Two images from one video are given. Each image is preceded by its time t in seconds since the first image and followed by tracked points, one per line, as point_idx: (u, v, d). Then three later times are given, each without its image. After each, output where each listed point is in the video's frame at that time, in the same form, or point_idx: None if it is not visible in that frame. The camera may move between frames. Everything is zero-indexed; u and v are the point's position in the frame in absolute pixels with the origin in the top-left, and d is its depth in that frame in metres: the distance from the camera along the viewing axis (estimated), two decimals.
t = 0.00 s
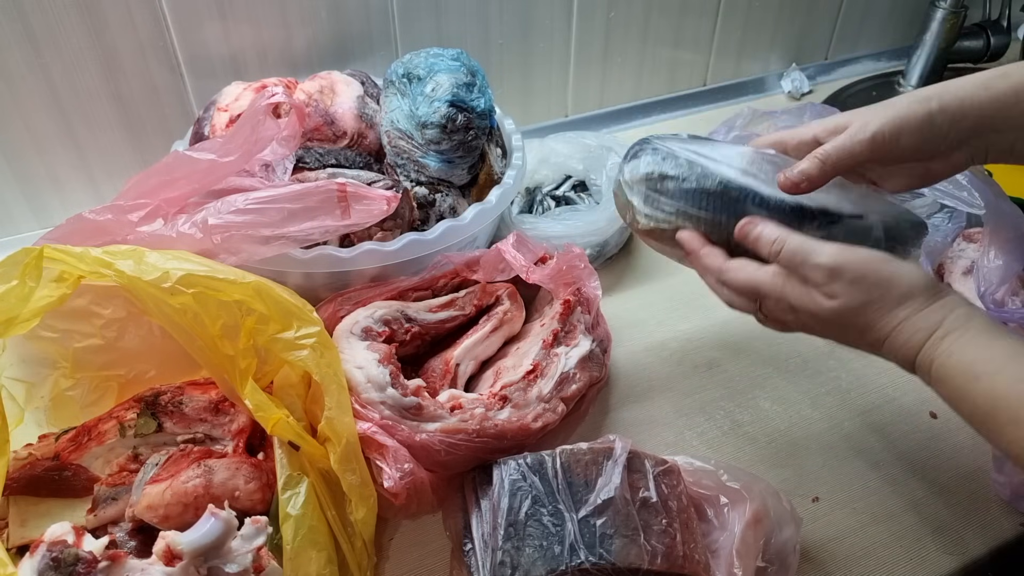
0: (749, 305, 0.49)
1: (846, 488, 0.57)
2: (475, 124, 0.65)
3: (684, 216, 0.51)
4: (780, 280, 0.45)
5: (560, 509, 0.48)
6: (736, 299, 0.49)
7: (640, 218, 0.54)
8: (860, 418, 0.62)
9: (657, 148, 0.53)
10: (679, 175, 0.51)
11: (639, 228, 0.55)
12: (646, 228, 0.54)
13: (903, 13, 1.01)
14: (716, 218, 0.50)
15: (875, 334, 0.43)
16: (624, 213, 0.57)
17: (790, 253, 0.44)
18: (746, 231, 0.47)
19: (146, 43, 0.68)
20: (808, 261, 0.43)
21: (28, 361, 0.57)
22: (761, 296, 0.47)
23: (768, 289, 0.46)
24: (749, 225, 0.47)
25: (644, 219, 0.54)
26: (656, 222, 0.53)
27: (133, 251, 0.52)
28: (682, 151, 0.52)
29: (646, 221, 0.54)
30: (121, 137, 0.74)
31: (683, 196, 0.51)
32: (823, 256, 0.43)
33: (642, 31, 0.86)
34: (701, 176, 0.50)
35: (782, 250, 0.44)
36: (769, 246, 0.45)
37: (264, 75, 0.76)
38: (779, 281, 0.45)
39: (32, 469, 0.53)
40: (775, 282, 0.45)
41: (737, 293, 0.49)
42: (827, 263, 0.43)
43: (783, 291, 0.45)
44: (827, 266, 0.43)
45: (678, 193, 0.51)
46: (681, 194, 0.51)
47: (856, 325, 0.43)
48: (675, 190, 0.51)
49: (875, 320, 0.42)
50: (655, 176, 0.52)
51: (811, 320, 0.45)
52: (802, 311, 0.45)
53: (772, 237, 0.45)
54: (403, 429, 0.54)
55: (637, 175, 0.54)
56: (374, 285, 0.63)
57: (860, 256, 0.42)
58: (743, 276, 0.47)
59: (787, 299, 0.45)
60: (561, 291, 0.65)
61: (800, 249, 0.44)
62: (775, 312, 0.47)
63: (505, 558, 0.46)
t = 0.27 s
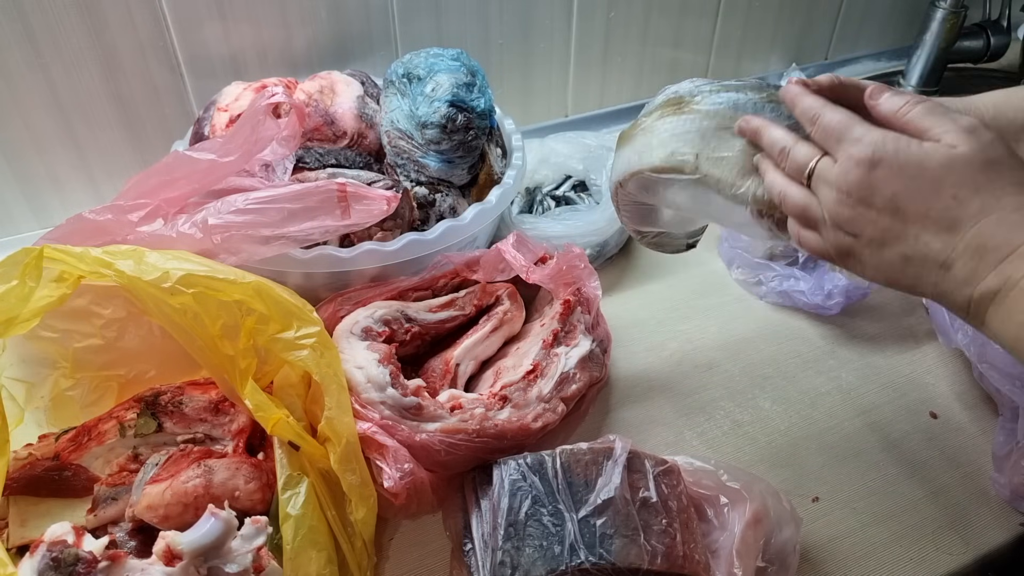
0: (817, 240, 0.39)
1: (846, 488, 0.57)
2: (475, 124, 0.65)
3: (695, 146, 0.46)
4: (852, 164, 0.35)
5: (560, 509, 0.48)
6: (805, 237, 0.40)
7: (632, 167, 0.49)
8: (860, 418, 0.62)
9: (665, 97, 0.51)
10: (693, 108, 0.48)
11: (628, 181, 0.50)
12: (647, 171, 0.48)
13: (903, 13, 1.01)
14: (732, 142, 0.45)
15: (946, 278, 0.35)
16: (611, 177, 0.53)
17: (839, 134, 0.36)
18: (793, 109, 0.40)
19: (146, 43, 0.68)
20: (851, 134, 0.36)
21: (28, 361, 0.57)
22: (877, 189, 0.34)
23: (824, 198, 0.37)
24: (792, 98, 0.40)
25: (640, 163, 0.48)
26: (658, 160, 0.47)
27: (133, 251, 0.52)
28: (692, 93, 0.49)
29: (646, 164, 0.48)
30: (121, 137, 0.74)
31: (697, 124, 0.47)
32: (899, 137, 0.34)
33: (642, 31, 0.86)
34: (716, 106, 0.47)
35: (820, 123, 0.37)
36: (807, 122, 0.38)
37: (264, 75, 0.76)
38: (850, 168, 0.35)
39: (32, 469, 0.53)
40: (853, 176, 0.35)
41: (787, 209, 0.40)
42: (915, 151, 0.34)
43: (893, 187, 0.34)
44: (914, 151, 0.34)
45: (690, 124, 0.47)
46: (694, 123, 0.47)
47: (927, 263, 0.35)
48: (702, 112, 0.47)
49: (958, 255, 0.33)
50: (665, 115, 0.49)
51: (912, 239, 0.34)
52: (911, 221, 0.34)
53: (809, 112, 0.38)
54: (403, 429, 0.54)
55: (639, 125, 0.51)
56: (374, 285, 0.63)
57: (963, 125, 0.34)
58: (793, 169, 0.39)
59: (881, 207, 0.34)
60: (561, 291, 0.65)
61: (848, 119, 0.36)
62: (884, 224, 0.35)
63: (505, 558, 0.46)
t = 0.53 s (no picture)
0: (839, 274, 0.43)
1: (846, 489, 0.57)
2: (476, 124, 0.65)
3: (700, 127, 0.49)
4: (901, 179, 0.39)
5: (560, 509, 0.48)
6: (821, 272, 0.43)
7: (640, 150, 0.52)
8: (860, 418, 0.62)
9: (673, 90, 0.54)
10: (699, 95, 0.51)
11: (636, 165, 0.53)
12: (655, 154, 0.51)
13: (903, 13, 1.01)
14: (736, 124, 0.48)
15: (1002, 300, 0.40)
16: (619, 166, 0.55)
17: (877, 158, 0.40)
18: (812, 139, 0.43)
19: (146, 42, 0.68)
20: (893, 153, 0.39)
21: (28, 361, 0.57)
22: (933, 212, 0.39)
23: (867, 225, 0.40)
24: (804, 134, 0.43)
25: (648, 145, 0.51)
26: (665, 142, 0.50)
27: (133, 251, 0.52)
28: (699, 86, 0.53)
29: (654, 147, 0.51)
30: (122, 137, 0.74)
31: (704, 109, 0.50)
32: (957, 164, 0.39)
33: (642, 32, 0.86)
34: (721, 92, 0.50)
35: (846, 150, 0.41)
36: (833, 148, 0.41)
37: (264, 75, 0.76)
38: (901, 183, 0.39)
39: (32, 469, 0.53)
40: (907, 194, 0.38)
41: (807, 238, 0.42)
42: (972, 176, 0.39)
43: (957, 208, 0.39)
44: (974, 174, 0.39)
45: (697, 108, 0.50)
46: (700, 108, 0.50)
47: (982, 287, 0.40)
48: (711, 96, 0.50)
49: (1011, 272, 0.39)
50: (674, 102, 0.52)
51: (969, 263, 0.40)
52: (971, 245, 0.39)
53: (835, 139, 0.41)
54: (403, 429, 0.54)
55: (648, 115, 0.54)
56: (374, 285, 0.63)
57: (992, 158, 0.41)
58: (815, 196, 0.41)
59: (940, 227, 0.39)
60: (561, 291, 0.65)
61: (881, 142, 0.40)
62: (939, 247, 0.39)
63: (505, 558, 0.46)
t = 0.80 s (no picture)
0: (833, 265, 0.42)
1: (846, 488, 0.57)
2: (476, 124, 0.65)
3: (703, 129, 0.49)
4: (901, 184, 0.39)
5: (560, 509, 0.48)
6: (815, 264, 0.42)
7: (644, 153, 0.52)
8: (860, 418, 0.62)
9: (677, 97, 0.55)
10: (702, 99, 0.51)
11: (640, 171, 0.53)
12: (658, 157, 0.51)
13: (903, 13, 1.01)
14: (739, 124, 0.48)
15: (982, 296, 0.40)
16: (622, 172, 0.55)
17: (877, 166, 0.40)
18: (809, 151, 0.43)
19: (146, 42, 0.68)
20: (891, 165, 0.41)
21: (28, 361, 0.57)
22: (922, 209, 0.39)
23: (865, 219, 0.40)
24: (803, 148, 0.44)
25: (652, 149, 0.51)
26: (669, 145, 0.50)
27: (133, 251, 0.52)
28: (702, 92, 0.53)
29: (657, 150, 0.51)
30: (122, 137, 0.74)
31: (707, 111, 0.50)
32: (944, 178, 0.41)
33: (642, 32, 0.86)
34: (724, 95, 0.50)
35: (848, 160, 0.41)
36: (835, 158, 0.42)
37: (264, 75, 0.76)
38: (897, 184, 0.39)
39: (32, 470, 0.53)
40: (903, 194, 0.39)
41: (807, 228, 0.41)
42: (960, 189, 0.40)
43: (944, 210, 0.39)
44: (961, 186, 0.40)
45: (699, 110, 0.50)
46: (703, 110, 0.50)
47: (964, 283, 0.40)
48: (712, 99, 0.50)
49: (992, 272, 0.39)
50: (677, 108, 0.52)
51: (953, 260, 0.40)
52: (954, 244, 0.40)
53: (837, 150, 0.42)
54: (403, 429, 0.54)
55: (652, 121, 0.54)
56: (374, 285, 0.63)
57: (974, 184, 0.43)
58: (815, 192, 0.41)
59: (929, 223, 0.39)
60: (561, 291, 0.65)
61: (879, 159, 0.41)
62: (927, 244, 0.39)
63: (505, 558, 0.46)
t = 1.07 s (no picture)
0: (826, 305, 0.43)
1: (846, 488, 0.57)
2: (476, 124, 0.65)
3: (698, 155, 0.49)
4: (893, 223, 0.41)
5: (560, 509, 0.48)
6: (809, 303, 0.44)
7: (639, 179, 0.52)
8: (860, 418, 0.62)
9: (668, 112, 0.54)
10: (695, 120, 0.51)
11: (637, 193, 0.53)
12: (653, 183, 0.51)
13: (903, 13, 1.01)
14: (736, 152, 0.48)
15: (976, 340, 0.41)
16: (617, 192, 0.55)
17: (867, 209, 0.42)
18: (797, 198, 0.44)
19: (146, 43, 0.68)
20: (881, 207, 0.42)
21: (28, 361, 0.57)
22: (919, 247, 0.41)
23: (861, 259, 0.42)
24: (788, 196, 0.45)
25: (646, 174, 0.51)
26: (664, 171, 0.50)
27: (133, 251, 0.52)
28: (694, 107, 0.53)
29: (652, 176, 0.51)
30: (121, 137, 0.74)
31: (701, 134, 0.50)
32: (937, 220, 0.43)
33: (642, 32, 0.86)
34: (717, 116, 0.50)
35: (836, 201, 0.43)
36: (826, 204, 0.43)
37: (264, 75, 0.76)
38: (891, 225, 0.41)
39: (32, 469, 0.53)
40: (896, 233, 0.41)
41: (801, 263, 0.42)
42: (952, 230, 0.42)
43: (938, 252, 0.41)
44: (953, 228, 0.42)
45: (693, 134, 0.50)
46: (697, 134, 0.50)
47: (958, 326, 0.41)
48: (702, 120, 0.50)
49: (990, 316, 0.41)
50: (669, 128, 0.52)
51: (946, 302, 0.41)
52: (947, 287, 0.41)
53: (826, 197, 0.43)
54: (403, 429, 0.54)
55: (644, 139, 0.54)
56: (374, 285, 0.63)
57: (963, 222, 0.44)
58: (808, 229, 0.43)
59: (923, 264, 0.41)
60: (561, 291, 0.65)
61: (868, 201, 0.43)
62: (921, 286, 0.41)
63: (505, 558, 0.46)
